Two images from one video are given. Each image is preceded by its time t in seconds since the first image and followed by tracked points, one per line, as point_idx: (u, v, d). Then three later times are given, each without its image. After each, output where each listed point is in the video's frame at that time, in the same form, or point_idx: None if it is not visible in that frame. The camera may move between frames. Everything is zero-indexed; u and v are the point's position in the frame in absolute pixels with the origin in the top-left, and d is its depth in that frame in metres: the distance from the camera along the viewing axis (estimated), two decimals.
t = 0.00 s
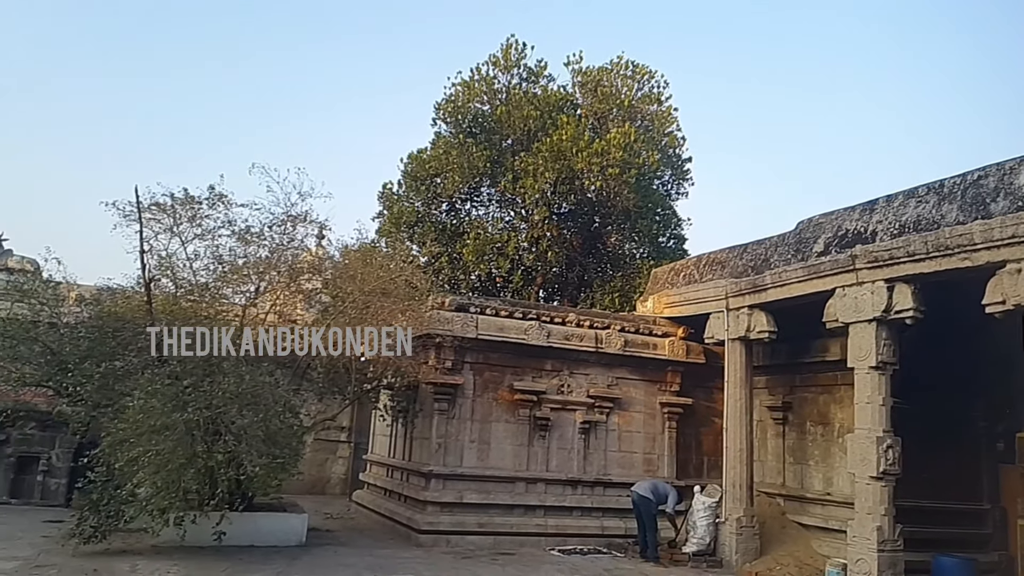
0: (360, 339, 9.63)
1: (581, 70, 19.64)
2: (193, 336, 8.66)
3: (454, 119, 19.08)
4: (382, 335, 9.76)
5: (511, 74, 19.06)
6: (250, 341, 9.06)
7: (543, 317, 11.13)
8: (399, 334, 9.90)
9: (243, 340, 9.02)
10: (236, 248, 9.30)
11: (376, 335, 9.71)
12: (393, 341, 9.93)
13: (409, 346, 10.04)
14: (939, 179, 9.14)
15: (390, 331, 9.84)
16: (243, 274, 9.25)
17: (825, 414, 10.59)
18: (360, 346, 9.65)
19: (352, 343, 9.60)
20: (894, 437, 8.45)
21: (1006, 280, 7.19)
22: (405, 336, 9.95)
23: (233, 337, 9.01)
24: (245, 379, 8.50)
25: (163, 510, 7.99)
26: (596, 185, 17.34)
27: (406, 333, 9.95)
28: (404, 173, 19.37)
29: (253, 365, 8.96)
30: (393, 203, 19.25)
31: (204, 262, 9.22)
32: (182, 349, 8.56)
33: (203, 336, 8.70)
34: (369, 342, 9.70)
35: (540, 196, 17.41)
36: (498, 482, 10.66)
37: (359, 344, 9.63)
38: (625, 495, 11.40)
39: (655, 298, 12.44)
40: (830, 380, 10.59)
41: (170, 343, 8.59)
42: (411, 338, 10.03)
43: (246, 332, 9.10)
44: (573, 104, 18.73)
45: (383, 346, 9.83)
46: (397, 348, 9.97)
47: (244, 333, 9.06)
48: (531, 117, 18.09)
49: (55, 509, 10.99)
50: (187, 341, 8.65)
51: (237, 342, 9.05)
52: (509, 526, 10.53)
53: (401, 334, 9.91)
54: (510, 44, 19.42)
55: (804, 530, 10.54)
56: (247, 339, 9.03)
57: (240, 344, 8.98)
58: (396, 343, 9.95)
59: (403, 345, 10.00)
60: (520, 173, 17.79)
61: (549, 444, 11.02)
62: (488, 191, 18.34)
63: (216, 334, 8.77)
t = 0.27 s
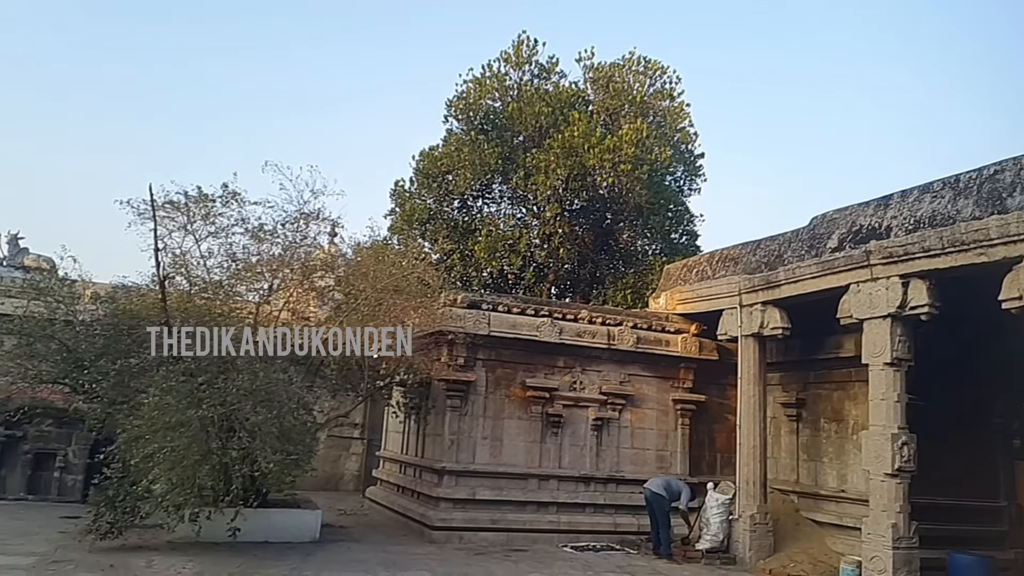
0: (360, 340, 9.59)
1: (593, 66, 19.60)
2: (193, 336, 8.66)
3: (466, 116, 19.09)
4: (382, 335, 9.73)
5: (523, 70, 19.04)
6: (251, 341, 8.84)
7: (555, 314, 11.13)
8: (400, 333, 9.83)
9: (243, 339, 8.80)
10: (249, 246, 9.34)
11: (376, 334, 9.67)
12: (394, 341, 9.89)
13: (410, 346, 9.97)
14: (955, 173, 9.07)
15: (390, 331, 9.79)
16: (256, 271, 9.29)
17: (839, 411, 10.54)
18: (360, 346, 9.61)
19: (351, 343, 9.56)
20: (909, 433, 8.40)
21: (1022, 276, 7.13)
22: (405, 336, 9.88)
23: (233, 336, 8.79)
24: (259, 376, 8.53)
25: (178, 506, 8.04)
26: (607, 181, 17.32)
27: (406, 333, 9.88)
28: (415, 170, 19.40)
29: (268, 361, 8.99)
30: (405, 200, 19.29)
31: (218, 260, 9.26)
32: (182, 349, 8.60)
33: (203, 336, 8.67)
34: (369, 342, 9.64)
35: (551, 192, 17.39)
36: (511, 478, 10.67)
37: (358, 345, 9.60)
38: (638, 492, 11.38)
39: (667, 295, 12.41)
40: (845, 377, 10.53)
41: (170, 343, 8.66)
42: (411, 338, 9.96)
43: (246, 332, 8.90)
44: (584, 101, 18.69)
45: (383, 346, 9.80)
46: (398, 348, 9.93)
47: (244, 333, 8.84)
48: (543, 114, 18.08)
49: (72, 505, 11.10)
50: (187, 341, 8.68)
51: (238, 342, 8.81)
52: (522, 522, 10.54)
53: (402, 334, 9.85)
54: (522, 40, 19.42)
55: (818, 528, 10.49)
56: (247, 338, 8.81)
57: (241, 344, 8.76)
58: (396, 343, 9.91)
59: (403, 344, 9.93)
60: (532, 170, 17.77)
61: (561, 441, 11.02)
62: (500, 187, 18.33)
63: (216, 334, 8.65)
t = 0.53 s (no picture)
0: (359, 340, 9.56)
1: (605, 62, 19.55)
2: (193, 336, 8.70)
3: (478, 113, 19.09)
4: (382, 335, 9.66)
5: (535, 66, 19.02)
6: (250, 341, 8.73)
7: (568, 311, 11.15)
8: (400, 333, 9.71)
9: (243, 339, 8.70)
10: (264, 244, 9.37)
11: (376, 335, 9.60)
12: (394, 342, 9.78)
13: (410, 346, 9.86)
14: (972, 167, 8.98)
15: (389, 332, 9.69)
16: (271, 269, 9.32)
17: (855, 407, 10.47)
18: (360, 347, 9.57)
19: (351, 344, 9.53)
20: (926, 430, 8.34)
21: None
22: (406, 337, 9.79)
23: (232, 336, 8.73)
24: (274, 373, 8.56)
25: (195, 502, 8.08)
26: (620, 177, 17.29)
27: (406, 333, 9.78)
28: (428, 168, 19.43)
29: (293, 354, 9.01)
30: (418, 198, 19.33)
31: (233, 258, 9.30)
32: (181, 348, 8.66)
33: (202, 336, 8.69)
34: (369, 342, 9.61)
35: (564, 189, 17.36)
36: (525, 475, 10.68)
37: (358, 345, 9.56)
38: (652, 488, 11.36)
39: (681, 291, 12.38)
40: (861, 373, 10.47)
41: (170, 343, 8.75)
42: (411, 338, 9.86)
43: (247, 331, 8.81)
44: (597, 97, 18.65)
45: (383, 346, 9.70)
46: (398, 348, 9.82)
47: (244, 333, 8.76)
48: (556, 110, 18.07)
49: (90, 501, 11.20)
50: (187, 341, 8.74)
51: (238, 342, 8.74)
52: (536, 519, 10.54)
53: (402, 335, 9.75)
54: (534, 37, 19.42)
55: (834, 525, 10.43)
56: (247, 338, 8.72)
57: (241, 344, 8.68)
58: (397, 344, 9.80)
59: (404, 344, 9.81)
60: (544, 166, 17.75)
61: (575, 438, 11.01)
62: (512, 184, 18.32)
63: (215, 334, 8.64)
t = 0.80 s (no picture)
0: (359, 341, 9.50)
1: (619, 58, 19.51)
2: (193, 336, 8.76)
3: (492, 111, 19.08)
4: (381, 335, 9.58)
5: (548, 64, 18.99)
6: (251, 340, 8.63)
7: (582, 308, 11.14)
8: (400, 334, 9.64)
9: (243, 339, 8.62)
10: (279, 243, 9.41)
11: (376, 335, 9.52)
12: (393, 341, 9.70)
13: (410, 347, 9.76)
14: (990, 162, 8.89)
15: (389, 332, 9.61)
16: (286, 268, 9.36)
17: (872, 404, 10.40)
18: (360, 347, 9.50)
19: (351, 344, 9.47)
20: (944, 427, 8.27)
21: None
22: (406, 337, 9.69)
23: (233, 335, 8.67)
24: (290, 371, 8.61)
25: (212, 499, 8.14)
26: (635, 174, 17.16)
27: (406, 333, 9.69)
28: (442, 166, 19.45)
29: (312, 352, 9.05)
30: (432, 196, 19.36)
31: (248, 256, 9.34)
32: (182, 348, 8.74)
33: (201, 336, 8.75)
34: (368, 342, 9.54)
35: (578, 186, 17.34)
36: (540, 473, 10.68)
37: (357, 346, 9.50)
38: (668, 486, 11.33)
39: (696, 288, 12.34)
40: (878, 370, 10.39)
41: (171, 343, 8.83)
42: (412, 338, 9.74)
43: (247, 331, 8.71)
44: (611, 93, 18.61)
45: (382, 347, 9.63)
46: (397, 348, 9.72)
47: (244, 332, 8.67)
48: (569, 107, 18.05)
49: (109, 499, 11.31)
50: (187, 341, 8.80)
51: (238, 342, 8.69)
52: (551, 516, 10.54)
53: (402, 335, 9.65)
54: (548, 34, 19.41)
55: (851, 522, 10.37)
56: (247, 338, 8.63)
57: (240, 344, 8.61)
58: (397, 344, 9.73)
59: (403, 345, 9.72)
60: (558, 164, 17.73)
61: (590, 435, 11.00)
62: (526, 182, 18.30)
63: (215, 334, 8.64)
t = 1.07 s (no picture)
0: (359, 341, 9.43)
1: (632, 55, 19.46)
2: (192, 336, 9.00)
3: (505, 109, 19.08)
4: (382, 335, 9.55)
5: (562, 61, 18.97)
6: (251, 340, 8.67)
7: (597, 306, 11.12)
8: (400, 334, 9.63)
9: (243, 339, 8.68)
10: (295, 242, 9.45)
11: (376, 335, 9.50)
12: (393, 341, 9.68)
13: (410, 346, 9.71)
14: (1010, 157, 8.79)
15: (389, 332, 9.60)
16: (302, 267, 9.40)
17: (890, 402, 10.32)
18: (360, 347, 9.44)
19: (350, 343, 9.39)
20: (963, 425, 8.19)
21: None
22: (406, 336, 9.68)
23: (233, 335, 8.76)
24: (306, 370, 8.64)
25: (230, 497, 8.18)
26: (649, 171, 17.15)
27: (405, 333, 9.66)
28: (456, 164, 19.47)
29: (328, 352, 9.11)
30: (446, 195, 19.38)
31: (264, 256, 9.38)
32: (181, 348, 8.99)
33: (200, 336, 8.97)
34: (368, 343, 9.50)
35: (592, 183, 17.31)
36: (555, 471, 10.68)
37: (357, 346, 9.43)
38: (683, 484, 11.29)
39: (711, 286, 12.30)
40: (895, 367, 10.31)
41: (171, 343, 9.07)
42: (412, 338, 9.73)
43: (247, 331, 8.75)
44: (625, 91, 18.57)
45: (382, 346, 9.59)
46: (397, 348, 9.70)
47: (243, 332, 8.72)
48: (583, 105, 18.02)
49: (128, 497, 11.42)
50: (186, 340, 9.04)
51: (239, 342, 8.75)
52: (567, 515, 10.53)
53: (402, 335, 9.65)
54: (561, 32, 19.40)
55: (869, 521, 10.29)
56: (247, 338, 8.67)
57: (240, 344, 8.68)
58: (397, 344, 9.72)
59: (403, 345, 9.71)
60: (572, 162, 17.71)
61: (605, 433, 10.98)
62: (540, 180, 18.29)
63: (213, 335, 8.78)
